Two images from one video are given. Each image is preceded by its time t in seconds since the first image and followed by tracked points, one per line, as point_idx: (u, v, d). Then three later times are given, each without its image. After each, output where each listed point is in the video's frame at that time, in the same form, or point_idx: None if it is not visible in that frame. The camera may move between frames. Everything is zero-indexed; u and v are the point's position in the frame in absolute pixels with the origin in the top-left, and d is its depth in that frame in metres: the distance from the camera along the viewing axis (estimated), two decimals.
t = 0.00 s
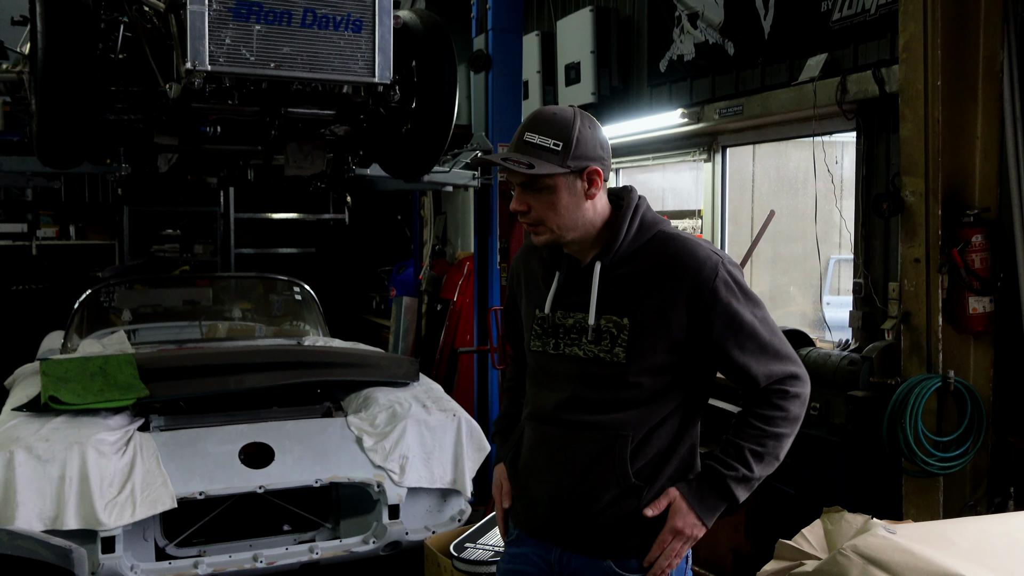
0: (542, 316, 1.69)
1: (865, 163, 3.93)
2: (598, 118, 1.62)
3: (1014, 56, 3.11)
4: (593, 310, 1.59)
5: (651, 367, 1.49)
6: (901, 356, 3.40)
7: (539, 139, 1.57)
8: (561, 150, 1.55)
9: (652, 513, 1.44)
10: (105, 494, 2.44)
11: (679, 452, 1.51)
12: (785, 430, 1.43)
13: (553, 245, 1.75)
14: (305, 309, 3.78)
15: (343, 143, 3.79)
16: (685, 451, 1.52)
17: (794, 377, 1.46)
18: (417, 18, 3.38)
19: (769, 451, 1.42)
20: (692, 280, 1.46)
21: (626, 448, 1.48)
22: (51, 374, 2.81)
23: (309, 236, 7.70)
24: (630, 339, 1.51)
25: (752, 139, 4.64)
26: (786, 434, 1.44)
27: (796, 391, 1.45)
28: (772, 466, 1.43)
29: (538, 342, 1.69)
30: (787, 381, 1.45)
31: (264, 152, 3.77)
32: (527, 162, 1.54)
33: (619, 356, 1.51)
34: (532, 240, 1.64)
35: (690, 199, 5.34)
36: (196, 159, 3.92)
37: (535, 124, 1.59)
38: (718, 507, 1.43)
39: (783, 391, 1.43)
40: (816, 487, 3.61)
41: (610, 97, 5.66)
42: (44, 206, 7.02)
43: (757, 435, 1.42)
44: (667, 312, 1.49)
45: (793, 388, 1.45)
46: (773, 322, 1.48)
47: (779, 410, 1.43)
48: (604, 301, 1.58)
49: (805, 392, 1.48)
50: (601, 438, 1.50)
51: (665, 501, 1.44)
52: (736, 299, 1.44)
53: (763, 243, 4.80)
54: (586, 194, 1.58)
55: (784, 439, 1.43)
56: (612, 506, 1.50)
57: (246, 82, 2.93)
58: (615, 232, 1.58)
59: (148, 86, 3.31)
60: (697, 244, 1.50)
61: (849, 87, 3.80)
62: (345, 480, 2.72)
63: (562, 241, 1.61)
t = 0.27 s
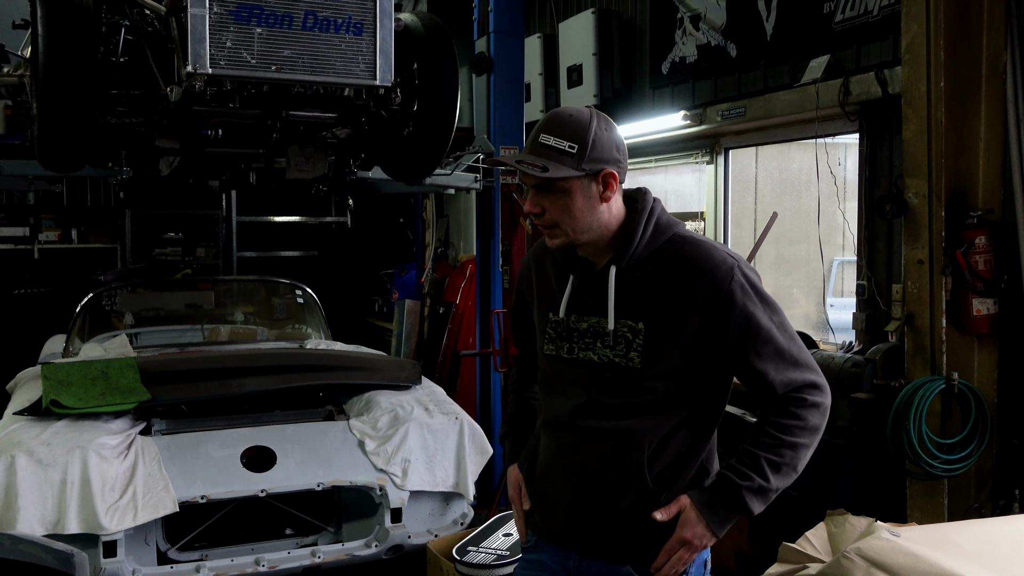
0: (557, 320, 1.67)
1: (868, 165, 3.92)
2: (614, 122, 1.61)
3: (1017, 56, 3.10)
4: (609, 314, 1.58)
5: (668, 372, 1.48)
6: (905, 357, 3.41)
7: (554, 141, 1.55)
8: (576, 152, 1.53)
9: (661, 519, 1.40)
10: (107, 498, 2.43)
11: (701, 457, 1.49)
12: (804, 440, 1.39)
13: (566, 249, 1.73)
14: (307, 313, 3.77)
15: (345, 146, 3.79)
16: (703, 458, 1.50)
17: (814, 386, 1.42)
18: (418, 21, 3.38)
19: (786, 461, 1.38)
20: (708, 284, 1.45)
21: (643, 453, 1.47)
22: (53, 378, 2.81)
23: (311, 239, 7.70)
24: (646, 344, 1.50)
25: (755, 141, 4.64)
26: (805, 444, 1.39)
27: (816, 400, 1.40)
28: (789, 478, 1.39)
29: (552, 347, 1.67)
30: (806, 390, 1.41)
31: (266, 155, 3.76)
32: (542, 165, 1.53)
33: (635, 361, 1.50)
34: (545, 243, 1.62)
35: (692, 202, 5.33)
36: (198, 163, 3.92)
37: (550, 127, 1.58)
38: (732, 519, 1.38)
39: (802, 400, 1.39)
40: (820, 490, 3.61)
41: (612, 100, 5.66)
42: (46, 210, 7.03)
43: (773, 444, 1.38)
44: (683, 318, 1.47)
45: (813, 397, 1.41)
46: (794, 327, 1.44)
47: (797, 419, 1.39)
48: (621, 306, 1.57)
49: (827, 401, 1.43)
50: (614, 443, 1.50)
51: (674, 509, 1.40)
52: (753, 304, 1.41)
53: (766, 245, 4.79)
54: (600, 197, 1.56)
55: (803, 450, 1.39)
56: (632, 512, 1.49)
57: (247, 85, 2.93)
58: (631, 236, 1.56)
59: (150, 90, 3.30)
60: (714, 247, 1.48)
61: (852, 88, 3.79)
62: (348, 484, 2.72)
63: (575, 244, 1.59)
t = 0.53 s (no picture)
0: (573, 324, 1.67)
1: (870, 165, 3.91)
2: (637, 118, 1.60)
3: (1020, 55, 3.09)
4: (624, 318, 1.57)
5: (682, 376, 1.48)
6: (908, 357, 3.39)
7: (573, 129, 1.56)
8: (592, 141, 1.53)
9: (661, 546, 1.40)
10: (109, 501, 2.43)
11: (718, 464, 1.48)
12: (810, 468, 1.37)
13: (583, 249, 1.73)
14: (309, 314, 3.77)
15: (347, 147, 3.78)
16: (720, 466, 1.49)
17: (819, 410, 1.39)
18: (418, 22, 3.40)
19: (791, 492, 1.36)
20: (721, 292, 1.43)
21: (660, 459, 1.46)
22: (55, 380, 2.81)
23: (313, 241, 7.70)
24: (660, 348, 1.50)
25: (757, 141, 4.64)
26: (811, 474, 1.37)
27: (823, 427, 1.38)
28: (793, 509, 1.37)
29: (567, 350, 1.66)
30: (813, 415, 1.39)
31: (267, 156, 3.76)
32: (556, 147, 1.54)
33: (650, 366, 1.49)
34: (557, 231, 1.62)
35: (693, 202, 5.33)
36: (200, 165, 3.92)
37: (573, 115, 1.59)
38: (735, 550, 1.37)
39: (806, 427, 1.37)
40: (823, 491, 3.61)
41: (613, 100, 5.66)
42: (48, 212, 7.05)
43: (778, 474, 1.37)
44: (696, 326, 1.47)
45: (820, 424, 1.38)
46: (805, 345, 1.42)
47: (803, 448, 1.37)
48: (636, 310, 1.56)
49: (833, 425, 1.41)
50: (627, 447, 1.50)
51: (677, 538, 1.41)
52: (765, 318, 1.39)
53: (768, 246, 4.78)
54: (614, 190, 1.54)
55: (809, 479, 1.37)
56: (649, 521, 1.48)
57: (247, 87, 2.93)
58: (648, 236, 1.56)
59: (150, 92, 3.30)
60: (728, 253, 1.47)
61: (853, 89, 3.80)
62: (349, 485, 2.73)
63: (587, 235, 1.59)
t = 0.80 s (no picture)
0: (589, 327, 1.67)
1: (871, 164, 3.91)
2: (654, 125, 1.59)
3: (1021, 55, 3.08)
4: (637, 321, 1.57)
5: (694, 380, 1.47)
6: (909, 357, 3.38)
7: (587, 133, 1.56)
8: (605, 146, 1.53)
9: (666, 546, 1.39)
10: (108, 501, 2.42)
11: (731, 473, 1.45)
12: (822, 481, 1.34)
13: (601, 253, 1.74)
14: (309, 314, 3.77)
15: (346, 147, 3.78)
16: (733, 474, 1.47)
17: (833, 421, 1.36)
18: (418, 22, 3.39)
19: (800, 503, 1.33)
20: (733, 297, 1.41)
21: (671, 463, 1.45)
22: (53, 380, 2.80)
23: (313, 241, 7.69)
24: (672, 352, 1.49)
25: (757, 141, 4.63)
26: (823, 487, 1.34)
27: (836, 439, 1.35)
28: (803, 522, 1.34)
29: (581, 353, 1.66)
30: (826, 427, 1.36)
31: (267, 156, 3.76)
32: (568, 151, 1.55)
33: (661, 371, 1.49)
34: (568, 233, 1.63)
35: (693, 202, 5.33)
36: (200, 165, 3.92)
37: (588, 119, 1.59)
38: (741, 559, 1.35)
39: (818, 438, 1.34)
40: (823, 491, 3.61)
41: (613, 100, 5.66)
42: (47, 212, 7.05)
43: (789, 484, 1.34)
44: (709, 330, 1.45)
45: (833, 436, 1.35)
46: (820, 353, 1.39)
47: (815, 459, 1.33)
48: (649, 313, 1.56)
49: (847, 438, 1.37)
50: (637, 450, 1.50)
51: (682, 539, 1.39)
52: (779, 324, 1.37)
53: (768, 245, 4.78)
54: (625, 198, 1.54)
55: (821, 493, 1.34)
56: (656, 523, 1.47)
57: (246, 87, 2.92)
58: (662, 240, 1.54)
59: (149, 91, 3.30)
60: (743, 259, 1.44)
61: (854, 89, 3.79)
62: (349, 486, 2.72)
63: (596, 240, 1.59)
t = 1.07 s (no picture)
0: (604, 332, 1.67)
1: (869, 163, 3.91)
2: (659, 130, 1.57)
3: (1018, 54, 3.08)
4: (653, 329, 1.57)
5: (710, 387, 1.47)
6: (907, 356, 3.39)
7: (592, 148, 1.55)
8: (611, 160, 1.52)
9: (683, 548, 1.39)
10: (106, 502, 2.42)
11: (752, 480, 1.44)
12: (845, 489, 1.31)
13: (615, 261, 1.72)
14: (308, 314, 3.76)
15: (345, 147, 3.78)
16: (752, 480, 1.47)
17: (857, 428, 1.33)
18: (417, 22, 3.37)
19: (821, 511, 1.32)
20: (749, 304, 1.39)
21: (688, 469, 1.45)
22: (51, 380, 2.79)
23: (311, 241, 7.69)
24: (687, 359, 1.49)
25: (755, 140, 4.63)
26: (846, 494, 1.32)
27: (859, 445, 1.32)
28: (825, 529, 1.32)
29: (597, 358, 1.66)
30: (848, 434, 1.33)
31: (265, 156, 3.75)
32: (574, 170, 1.55)
33: (675, 379, 1.49)
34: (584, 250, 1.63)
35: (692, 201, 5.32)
36: (198, 165, 3.92)
37: (593, 132, 1.57)
38: (759, 566, 1.34)
39: (840, 445, 1.32)
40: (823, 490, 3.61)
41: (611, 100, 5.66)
42: (45, 212, 7.05)
43: (809, 491, 1.32)
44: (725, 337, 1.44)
45: (856, 442, 1.32)
46: (841, 358, 1.36)
47: (837, 466, 1.31)
48: (664, 319, 1.55)
49: (874, 445, 1.34)
50: (650, 455, 1.50)
51: (700, 542, 1.39)
52: (795, 329, 1.35)
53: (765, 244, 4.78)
54: (637, 208, 1.53)
55: (843, 500, 1.32)
56: (674, 526, 1.48)
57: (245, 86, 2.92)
58: (678, 245, 1.54)
59: (148, 91, 3.30)
60: (759, 265, 1.42)
61: (852, 87, 3.78)
62: (347, 485, 2.71)
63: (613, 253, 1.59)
